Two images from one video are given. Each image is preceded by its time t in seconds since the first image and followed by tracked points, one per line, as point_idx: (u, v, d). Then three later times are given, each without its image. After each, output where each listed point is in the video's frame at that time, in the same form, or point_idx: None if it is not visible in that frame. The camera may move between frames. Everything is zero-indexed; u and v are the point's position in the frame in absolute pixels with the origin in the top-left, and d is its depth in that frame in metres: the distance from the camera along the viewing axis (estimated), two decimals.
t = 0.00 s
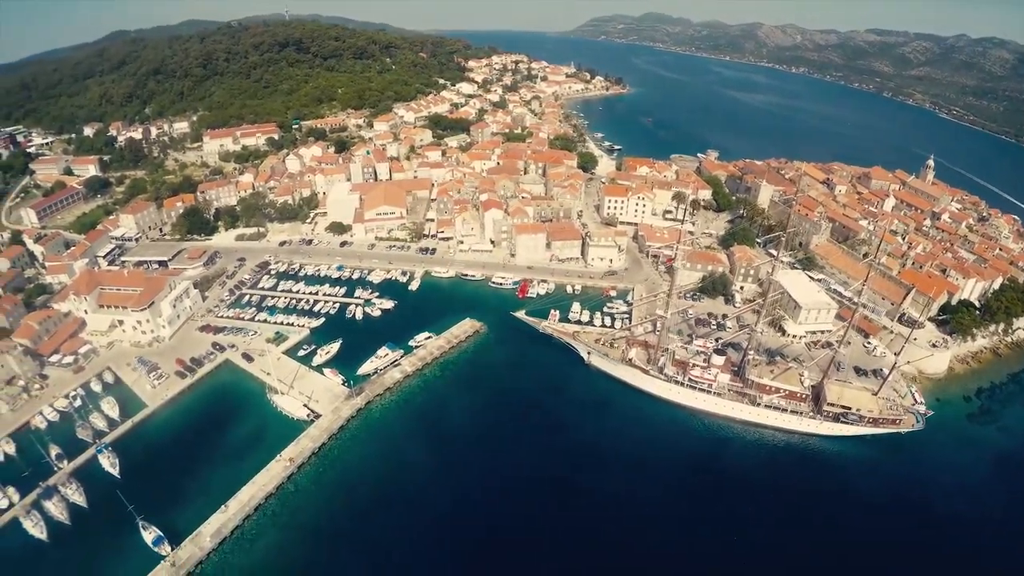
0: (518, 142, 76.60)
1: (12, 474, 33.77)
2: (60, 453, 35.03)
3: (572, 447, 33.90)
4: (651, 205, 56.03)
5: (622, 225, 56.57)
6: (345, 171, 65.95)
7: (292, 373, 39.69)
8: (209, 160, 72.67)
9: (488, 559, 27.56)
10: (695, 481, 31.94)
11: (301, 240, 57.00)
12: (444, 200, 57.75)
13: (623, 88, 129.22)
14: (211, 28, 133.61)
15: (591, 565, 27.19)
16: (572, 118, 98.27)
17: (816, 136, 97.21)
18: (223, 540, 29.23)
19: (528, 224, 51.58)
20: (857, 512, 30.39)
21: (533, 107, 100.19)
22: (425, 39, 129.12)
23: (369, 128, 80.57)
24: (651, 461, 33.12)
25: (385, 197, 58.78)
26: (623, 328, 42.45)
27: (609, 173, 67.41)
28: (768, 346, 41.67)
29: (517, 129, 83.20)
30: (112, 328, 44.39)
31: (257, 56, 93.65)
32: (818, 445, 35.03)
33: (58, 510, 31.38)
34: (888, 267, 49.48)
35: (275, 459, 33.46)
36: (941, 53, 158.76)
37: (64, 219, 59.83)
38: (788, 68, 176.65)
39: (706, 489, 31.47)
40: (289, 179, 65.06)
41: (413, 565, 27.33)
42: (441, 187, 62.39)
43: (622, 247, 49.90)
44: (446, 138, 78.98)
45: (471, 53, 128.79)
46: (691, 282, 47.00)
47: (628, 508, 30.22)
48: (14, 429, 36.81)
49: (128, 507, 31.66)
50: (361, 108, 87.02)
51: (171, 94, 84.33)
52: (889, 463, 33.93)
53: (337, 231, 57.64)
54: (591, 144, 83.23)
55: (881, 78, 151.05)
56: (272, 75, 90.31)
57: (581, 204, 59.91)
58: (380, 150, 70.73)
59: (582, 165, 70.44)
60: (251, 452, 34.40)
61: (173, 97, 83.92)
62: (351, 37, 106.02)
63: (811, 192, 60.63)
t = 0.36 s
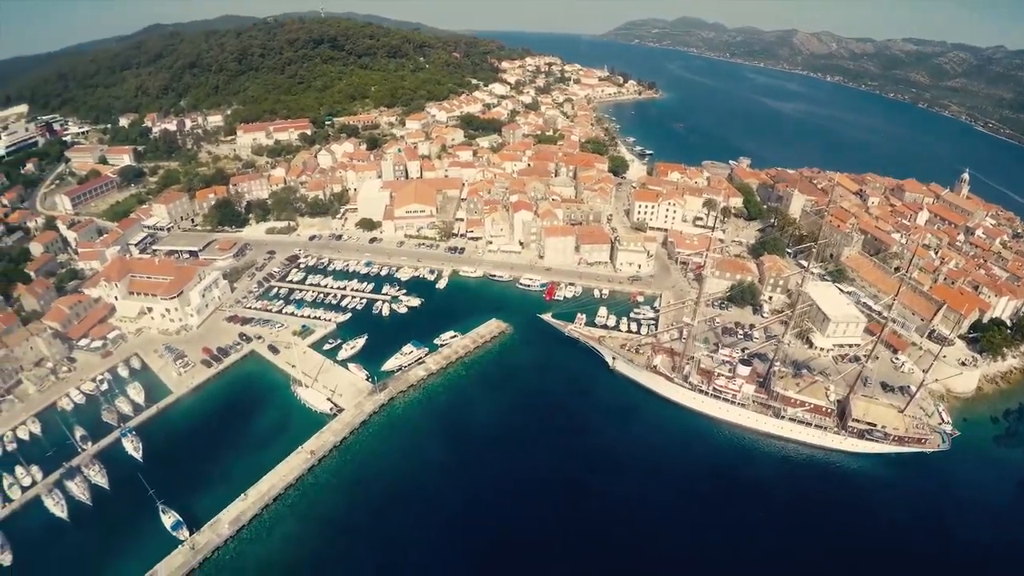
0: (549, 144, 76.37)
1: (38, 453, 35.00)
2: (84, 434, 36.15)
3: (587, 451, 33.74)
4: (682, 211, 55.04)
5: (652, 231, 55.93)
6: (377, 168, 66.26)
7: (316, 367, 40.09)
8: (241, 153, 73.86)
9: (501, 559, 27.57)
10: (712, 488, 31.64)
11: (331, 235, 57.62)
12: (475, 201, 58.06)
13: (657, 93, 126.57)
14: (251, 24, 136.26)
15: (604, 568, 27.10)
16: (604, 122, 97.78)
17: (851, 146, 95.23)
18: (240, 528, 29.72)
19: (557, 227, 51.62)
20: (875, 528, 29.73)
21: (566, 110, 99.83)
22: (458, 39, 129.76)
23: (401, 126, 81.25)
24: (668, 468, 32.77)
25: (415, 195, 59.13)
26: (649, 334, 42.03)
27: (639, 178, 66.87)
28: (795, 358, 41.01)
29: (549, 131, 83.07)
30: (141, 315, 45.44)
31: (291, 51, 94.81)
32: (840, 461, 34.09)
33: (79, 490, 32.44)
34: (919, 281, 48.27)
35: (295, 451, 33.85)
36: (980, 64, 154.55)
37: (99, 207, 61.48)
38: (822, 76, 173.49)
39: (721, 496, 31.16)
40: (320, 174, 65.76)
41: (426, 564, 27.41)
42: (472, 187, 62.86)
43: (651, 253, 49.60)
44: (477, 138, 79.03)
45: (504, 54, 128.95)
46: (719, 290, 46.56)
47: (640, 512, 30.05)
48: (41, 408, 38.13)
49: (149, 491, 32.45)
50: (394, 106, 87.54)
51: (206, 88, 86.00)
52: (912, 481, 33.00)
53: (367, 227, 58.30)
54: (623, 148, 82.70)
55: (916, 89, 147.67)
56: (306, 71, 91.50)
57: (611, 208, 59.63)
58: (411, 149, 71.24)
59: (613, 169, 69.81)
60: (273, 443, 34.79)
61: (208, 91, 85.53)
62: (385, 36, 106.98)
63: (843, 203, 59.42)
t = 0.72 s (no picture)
0: (589, 147, 75.82)
1: (72, 428, 36.37)
2: (116, 413, 37.31)
3: (607, 454, 33.62)
4: (722, 220, 54.40)
5: (690, 238, 55.25)
6: (417, 164, 66.97)
7: (348, 358, 40.61)
8: (284, 145, 75.21)
9: (516, 560, 27.61)
10: (739, 502, 30.99)
11: (369, 229, 58.31)
12: (513, 201, 58.40)
13: (699, 98, 125.17)
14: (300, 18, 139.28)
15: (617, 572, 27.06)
16: (646, 126, 97.08)
17: (897, 159, 92.71)
18: (264, 512, 30.56)
19: (595, 231, 51.18)
20: (901, 550, 28.92)
21: (607, 113, 98.96)
22: (500, 38, 130.22)
23: (442, 125, 81.98)
24: (688, 477, 32.47)
25: (454, 193, 59.39)
26: (682, 342, 41.53)
27: (679, 185, 66.13)
28: (828, 374, 40.07)
29: (590, 134, 82.54)
30: (178, 300, 46.57)
31: (336, 47, 96.07)
32: (868, 482, 33.09)
33: (109, 466, 33.61)
34: (959, 302, 46.77)
35: (323, 441, 34.38)
36: None
37: (142, 192, 63.32)
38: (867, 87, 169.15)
39: (742, 508, 30.70)
40: (360, 168, 66.56)
41: (444, 559, 27.58)
42: (511, 187, 62.99)
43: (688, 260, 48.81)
44: (518, 139, 78.98)
45: (546, 55, 129.01)
46: (756, 301, 45.62)
47: (654, 516, 29.97)
48: (77, 384, 39.58)
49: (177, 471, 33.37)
50: (437, 104, 88.18)
51: (251, 79, 87.63)
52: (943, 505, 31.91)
53: (406, 223, 58.64)
54: (663, 153, 81.91)
55: (965, 103, 142.96)
56: (349, 67, 92.79)
57: (649, 214, 58.80)
58: (452, 146, 71.72)
59: (654, 175, 68.60)
60: (302, 431, 35.36)
61: (252, 83, 87.19)
62: (429, 34, 107.90)
63: (884, 218, 58.10)
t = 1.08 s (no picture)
0: (638, 152, 73.83)
1: (113, 402, 37.96)
2: (155, 390, 38.50)
3: (630, 460, 33.44)
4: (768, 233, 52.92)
5: (734, 250, 54.19)
6: (465, 163, 67.07)
7: (387, 351, 41.09)
8: (334, 138, 76.50)
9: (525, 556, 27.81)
10: (756, 512, 30.78)
11: (414, 225, 59.01)
12: (560, 203, 57.72)
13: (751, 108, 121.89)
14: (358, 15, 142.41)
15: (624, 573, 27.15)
16: (694, 134, 95.89)
17: (956, 180, 88.82)
18: (293, 497, 31.11)
19: (640, 237, 50.54)
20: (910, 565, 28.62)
21: (657, 119, 97.11)
22: (552, 39, 130.11)
23: (491, 124, 82.08)
24: (708, 484, 32.31)
25: (501, 192, 59.27)
26: (721, 355, 40.88)
27: (726, 195, 65.03)
28: (868, 396, 38.92)
29: (639, 139, 81.16)
30: (222, 284, 47.79)
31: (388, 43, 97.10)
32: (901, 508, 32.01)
33: (144, 441, 34.80)
34: (1010, 330, 44.75)
35: (356, 431, 34.82)
36: None
37: (194, 177, 65.61)
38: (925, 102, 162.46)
39: (758, 516, 30.59)
40: (408, 164, 67.36)
41: (463, 557, 27.73)
42: (557, 189, 62.45)
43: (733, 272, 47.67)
44: (567, 142, 78.04)
45: (598, 58, 128.33)
46: (798, 317, 44.96)
47: (663, 518, 30.10)
48: (119, 359, 41.24)
49: (211, 450, 34.27)
50: (487, 102, 88.91)
51: (303, 73, 89.45)
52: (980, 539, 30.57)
53: (451, 220, 59.25)
54: (712, 162, 80.62)
55: None
56: (401, 63, 93.81)
57: (695, 223, 57.00)
58: (500, 146, 71.84)
59: (703, 183, 67.63)
60: (336, 420, 35.87)
61: (305, 77, 89.03)
62: (481, 34, 108.42)
63: (935, 238, 56.29)
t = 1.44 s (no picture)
0: (684, 160, 72.20)
1: (151, 379, 39.47)
2: (193, 370, 39.74)
3: (655, 468, 33.29)
4: (812, 246, 51.70)
5: (777, 263, 53.16)
6: (510, 163, 67.24)
7: (423, 347, 41.55)
8: (381, 133, 77.43)
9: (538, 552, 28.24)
10: (772, 524, 30.51)
11: (456, 223, 59.48)
12: (603, 207, 57.54)
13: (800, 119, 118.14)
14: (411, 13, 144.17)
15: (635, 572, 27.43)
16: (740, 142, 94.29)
17: (1013, 202, 85.10)
18: (322, 485, 31.83)
19: (683, 245, 49.82)
20: None
21: (705, 127, 93.39)
22: (600, 43, 129.65)
23: (538, 126, 81.68)
24: (726, 490, 32.37)
25: (544, 194, 59.43)
26: (758, 370, 40.33)
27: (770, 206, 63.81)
28: (903, 420, 37.95)
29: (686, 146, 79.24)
30: (264, 271, 49.05)
31: (437, 41, 97.90)
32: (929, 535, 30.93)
33: (179, 420, 36.02)
34: None
35: (389, 423, 35.31)
36: None
37: (241, 168, 67.25)
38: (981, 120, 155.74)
39: (773, 524, 30.52)
40: (453, 162, 67.99)
41: (476, 554, 28.04)
42: (602, 194, 61.68)
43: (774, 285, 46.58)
44: (612, 147, 77.80)
45: (647, 65, 127.13)
46: (839, 335, 43.69)
47: (679, 521, 30.25)
48: (160, 339, 42.84)
49: (244, 433, 35.14)
50: (535, 104, 88.62)
51: (352, 67, 90.77)
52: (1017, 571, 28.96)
53: (493, 219, 59.48)
54: (758, 172, 79.16)
55: None
56: (450, 61, 94.48)
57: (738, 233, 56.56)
58: (546, 148, 71.56)
59: (747, 195, 65.59)
60: (369, 411, 36.41)
61: (355, 72, 90.29)
62: (530, 35, 108.18)
63: (982, 261, 55.09)
